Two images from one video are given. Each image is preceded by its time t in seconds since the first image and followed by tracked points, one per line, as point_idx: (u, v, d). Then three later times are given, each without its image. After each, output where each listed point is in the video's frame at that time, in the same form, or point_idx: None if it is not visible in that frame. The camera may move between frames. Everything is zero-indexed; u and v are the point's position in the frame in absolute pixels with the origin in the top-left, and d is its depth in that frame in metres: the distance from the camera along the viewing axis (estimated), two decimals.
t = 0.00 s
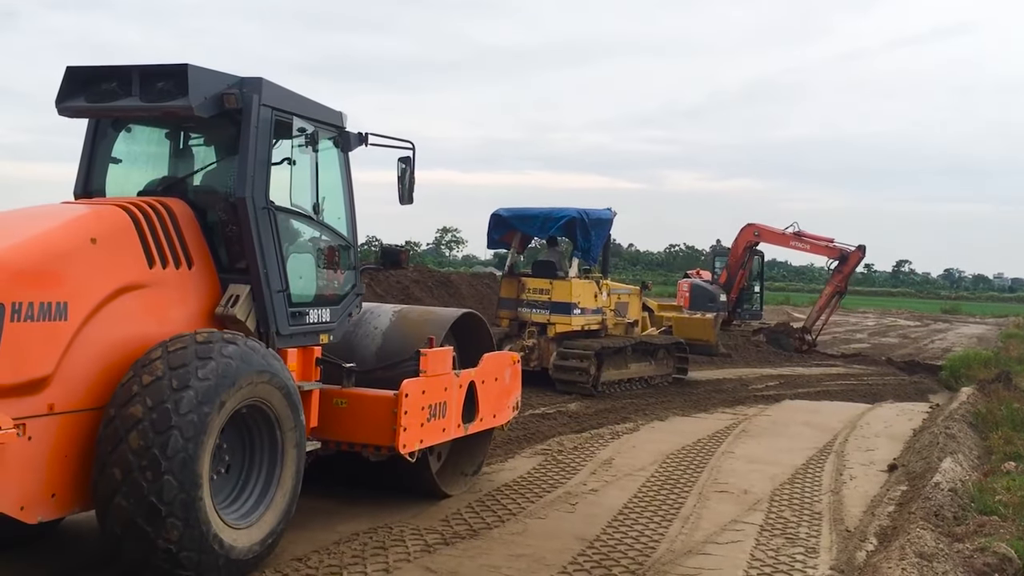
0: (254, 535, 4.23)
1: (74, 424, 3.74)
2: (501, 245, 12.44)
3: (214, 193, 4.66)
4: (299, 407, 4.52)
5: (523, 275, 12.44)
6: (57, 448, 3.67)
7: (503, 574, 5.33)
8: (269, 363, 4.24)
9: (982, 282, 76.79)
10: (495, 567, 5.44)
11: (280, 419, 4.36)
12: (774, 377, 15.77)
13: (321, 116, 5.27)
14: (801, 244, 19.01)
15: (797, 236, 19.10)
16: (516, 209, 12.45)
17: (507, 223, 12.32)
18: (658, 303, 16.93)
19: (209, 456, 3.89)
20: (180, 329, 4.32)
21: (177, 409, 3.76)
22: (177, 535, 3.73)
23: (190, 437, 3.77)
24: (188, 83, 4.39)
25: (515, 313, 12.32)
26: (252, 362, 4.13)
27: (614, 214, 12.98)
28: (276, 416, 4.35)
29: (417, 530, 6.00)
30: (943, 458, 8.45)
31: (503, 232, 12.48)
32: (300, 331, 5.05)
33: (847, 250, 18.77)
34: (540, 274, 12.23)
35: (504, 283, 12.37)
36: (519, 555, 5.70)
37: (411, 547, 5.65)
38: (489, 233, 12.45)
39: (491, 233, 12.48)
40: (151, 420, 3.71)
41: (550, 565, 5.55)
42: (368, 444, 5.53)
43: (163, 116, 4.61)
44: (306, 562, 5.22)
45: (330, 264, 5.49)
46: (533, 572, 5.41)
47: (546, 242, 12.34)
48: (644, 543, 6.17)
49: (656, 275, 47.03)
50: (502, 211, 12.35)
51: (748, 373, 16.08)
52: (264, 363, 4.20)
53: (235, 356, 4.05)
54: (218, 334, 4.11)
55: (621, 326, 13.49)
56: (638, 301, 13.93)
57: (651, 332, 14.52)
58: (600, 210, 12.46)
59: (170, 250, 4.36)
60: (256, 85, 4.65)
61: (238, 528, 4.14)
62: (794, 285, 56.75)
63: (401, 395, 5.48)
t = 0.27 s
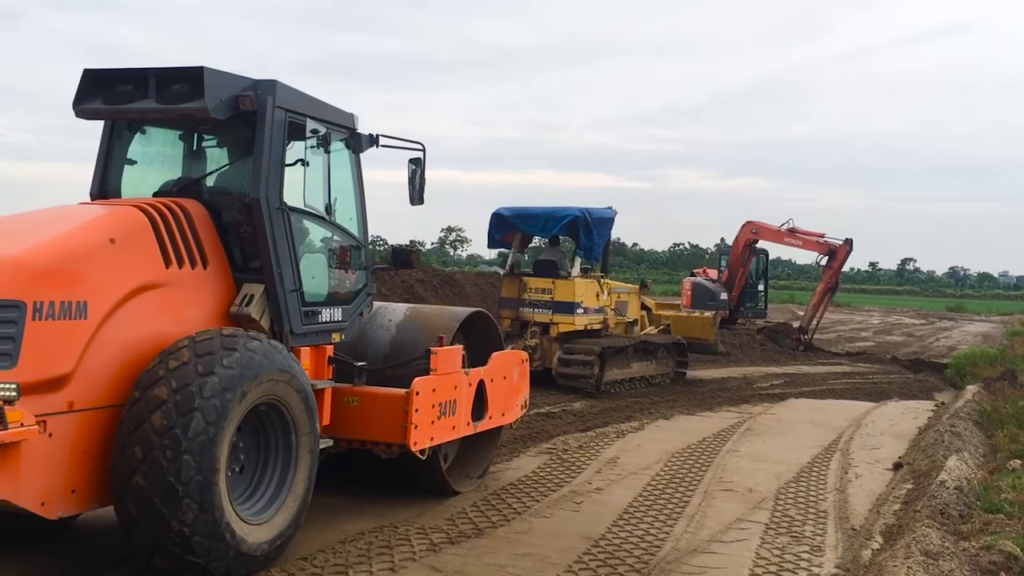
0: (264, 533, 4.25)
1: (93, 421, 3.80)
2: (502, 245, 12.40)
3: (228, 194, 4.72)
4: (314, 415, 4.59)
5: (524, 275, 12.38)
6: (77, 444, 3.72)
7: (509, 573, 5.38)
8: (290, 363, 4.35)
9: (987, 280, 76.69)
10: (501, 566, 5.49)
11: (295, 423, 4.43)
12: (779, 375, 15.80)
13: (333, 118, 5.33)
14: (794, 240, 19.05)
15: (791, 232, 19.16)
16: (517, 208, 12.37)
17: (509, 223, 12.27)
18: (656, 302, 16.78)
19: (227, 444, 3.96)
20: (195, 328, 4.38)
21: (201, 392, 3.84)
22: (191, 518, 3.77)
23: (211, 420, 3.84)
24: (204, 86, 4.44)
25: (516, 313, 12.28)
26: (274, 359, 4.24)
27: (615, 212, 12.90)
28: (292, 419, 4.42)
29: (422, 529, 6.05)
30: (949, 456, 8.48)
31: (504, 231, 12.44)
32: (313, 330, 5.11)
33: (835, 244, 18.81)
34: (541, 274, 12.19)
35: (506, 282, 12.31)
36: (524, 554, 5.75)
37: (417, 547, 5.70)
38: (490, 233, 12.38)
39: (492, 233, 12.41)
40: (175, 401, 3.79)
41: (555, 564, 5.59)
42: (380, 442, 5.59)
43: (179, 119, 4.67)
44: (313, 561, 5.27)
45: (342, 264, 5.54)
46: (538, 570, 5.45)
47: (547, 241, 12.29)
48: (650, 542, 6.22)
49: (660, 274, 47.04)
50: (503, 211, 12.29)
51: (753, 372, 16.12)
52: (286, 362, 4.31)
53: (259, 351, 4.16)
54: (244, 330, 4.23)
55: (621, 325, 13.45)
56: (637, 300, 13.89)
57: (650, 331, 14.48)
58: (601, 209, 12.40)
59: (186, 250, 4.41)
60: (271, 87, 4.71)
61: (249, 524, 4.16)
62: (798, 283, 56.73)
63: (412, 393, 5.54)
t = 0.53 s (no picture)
0: (270, 533, 4.26)
1: (102, 421, 3.82)
2: (502, 245, 12.35)
3: (235, 195, 4.74)
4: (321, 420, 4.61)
5: (524, 274, 12.32)
6: (86, 444, 3.74)
7: (512, 573, 5.40)
8: (300, 365, 4.38)
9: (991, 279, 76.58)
10: (505, 566, 5.51)
11: (303, 426, 4.46)
12: (782, 374, 15.80)
13: (339, 119, 5.34)
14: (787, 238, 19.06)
15: (785, 231, 19.19)
16: (517, 207, 12.36)
17: (510, 222, 12.24)
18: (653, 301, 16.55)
19: (236, 441, 3.99)
20: (203, 329, 4.41)
21: (211, 388, 3.88)
22: (198, 513, 3.79)
23: (221, 415, 3.88)
24: (212, 87, 4.45)
25: (517, 313, 12.20)
26: (284, 359, 4.27)
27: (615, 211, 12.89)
28: (299, 422, 4.44)
29: (425, 529, 6.07)
30: (953, 455, 8.48)
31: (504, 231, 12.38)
32: (319, 330, 5.13)
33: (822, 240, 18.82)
34: (542, 274, 12.14)
35: (506, 282, 12.24)
36: (528, 554, 5.77)
37: (420, 546, 5.72)
38: (490, 231, 12.34)
39: (492, 232, 12.37)
40: (186, 396, 3.83)
41: (559, 564, 5.61)
42: (385, 442, 5.61)
43: (186, 120, 4.68)
44: (317, 561, 5.28)
45: (348, 265, 5.56)
46: (542, 570, 5.47)
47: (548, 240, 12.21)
48: (653, 542, 6.24)
49: (663, 273, 47.02)
50: (504, 210, 12.28)
51: (756, 371, 16.12)
52: (296, 363, 4.35)
53: (270, 351, 4.21)
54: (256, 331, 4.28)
55: (621, 325, 13.39)
56: (634, 300, 13.79)
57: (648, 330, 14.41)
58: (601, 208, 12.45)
59: (194, 251, 4.44)
60: (278, 89, 4.72)
61: (254, 524, 4.17)
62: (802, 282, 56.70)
63: (418, 393, 5.56)
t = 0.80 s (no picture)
0: (273, 533, 4.26)
1: (102, 421, 3.81)
2: (502, 244, 12.31)
3: (237, 195, 4.73)
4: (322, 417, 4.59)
5: (525, 274, 12.27)
6: (86, 444, 3.74)
7: (516, 572, 5.39)
8: (300, 364, 4.36)
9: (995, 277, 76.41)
10: (508, 565, 5.49)
11: (303, 425, 4.44)
12: (786, 374, 15.77)
13: (341, 118, 5.33)
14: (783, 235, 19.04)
15: (782, 227, 19.17)
16: (518, 206, 12.32)
17: (510, 221, 12.20)
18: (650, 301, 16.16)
19: (237, 442, 3.97)
20: (204, 329, 4.40)
21: (212, 390, 3.86)
22: (200, 516, 3.79)
23: (222, 418, 3.86)
24: (213, 87, 4.43)
25: (518, 313, 12.15)
26: (285, 358, 4.25)
27: (617, 210, 12.81)
28: (300, 420, 4.42)
29: (429, 528, 6.06)
30: (956, 454, 8.46)
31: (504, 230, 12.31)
32: (321, 330, 5.12)
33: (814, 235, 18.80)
34: (544, 273, 12.11)
35: (507, 282, 12.23)
36: (531, 553, 5.75)
37: (424, 546, 5.71)
38: (491, 230, 12.30)
39: (492, 231, 12.32)
40: (186, 398, 3.81)
41: (562, 563, 5.60)
42: (388, 441, 5.60)
43: (188, 120, 4.67)
44: (321, 560, 5.28)
45: (350, 264, 5.55)
46: (545, 569, 5.46)
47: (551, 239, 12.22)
48: (657, 541, 6.22)
49: (667, 272, 46.97)
50: (505, 208, 12.25)
51: (760, 370, 16.09)
52: (296, 362, 4.33)
53: (270, 350, 4.18)
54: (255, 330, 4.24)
55: (621, 324, 13.31)
56: (633, 299, 13.68)
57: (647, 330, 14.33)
58: (603, 208, 12.41)
59: (196, 251, 4.43)
60: (279, 89, 4.71)
61: (257, 523, 4.17)
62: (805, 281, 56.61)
63: (419, 393, 5.55)
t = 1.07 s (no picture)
0: (277, 530, 4.25)
1: (101, 419, 3.80)
2: (502, 241, 12.26)
3: (238, 192, 4.71)
4: (322, 409, 4.56)
5: (526, 271, 12.20)
6: (85, 442, 3.72)
7: (521, 569, 5.36)
8: (297, 361, 4.33)
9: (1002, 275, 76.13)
10: (513, 562, 5.47)
11: (303, 420, 4.41)
12: (792, 371, 15.72)
13: (343, 115, 5.31)
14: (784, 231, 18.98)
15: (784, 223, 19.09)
16: (519, 202, 12.27)
17: (511, 217, 12.15)
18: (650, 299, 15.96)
19: (235, 446, 3.96)
20: (205, 326, 4.38)
21: (207, 395, 3.84)
22: (202, 521, 3.78)
23: (219, 423, 3.84)
24: (214, 83, 4.41)
25: (520, 311, 12.06)
26: (280, 356, 4.22)
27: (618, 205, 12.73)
28: (299, 415, 4.39)
29: (434, 525, 6.04)
30: (962, 452, 8.41)
31: (505, 226, 12.24)
32: (322, 327, 5.10)
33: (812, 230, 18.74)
34: (545, 270, 12.03)
35: (508, 279, 12.18)
36: (536, 550, 5.73)
37: (429, 543, 5.68)
38: (491, 227, 12.26)
39: (493, 227, 12.28)
40: (182, 405, 3.79)
41: (568, 560, 5.57)
42: (389, 440, 5.58)
43: (188, 116, 4.64)
44: (326, 557, 5.26)
45: (352, 262, 5.53)
46: (550, 566, 5.43)
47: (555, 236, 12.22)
48: (662, 538, 6.19)
49: (672, 270, 46.90)
50: (506, 205, 12.20)
51: (765, 368, 16.03)
52: (293, 360, 4.29)
53: (265, 350, 4.15)
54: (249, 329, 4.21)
55: (622, 322, 13.24)
56: (634, 297, 13.62)
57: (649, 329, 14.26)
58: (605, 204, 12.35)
59: (196, 248, 4.41)
60: (280, 84, 4.69)
61: (261, 522, 4.17)
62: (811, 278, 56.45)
63: (421, 391, 5.52)
